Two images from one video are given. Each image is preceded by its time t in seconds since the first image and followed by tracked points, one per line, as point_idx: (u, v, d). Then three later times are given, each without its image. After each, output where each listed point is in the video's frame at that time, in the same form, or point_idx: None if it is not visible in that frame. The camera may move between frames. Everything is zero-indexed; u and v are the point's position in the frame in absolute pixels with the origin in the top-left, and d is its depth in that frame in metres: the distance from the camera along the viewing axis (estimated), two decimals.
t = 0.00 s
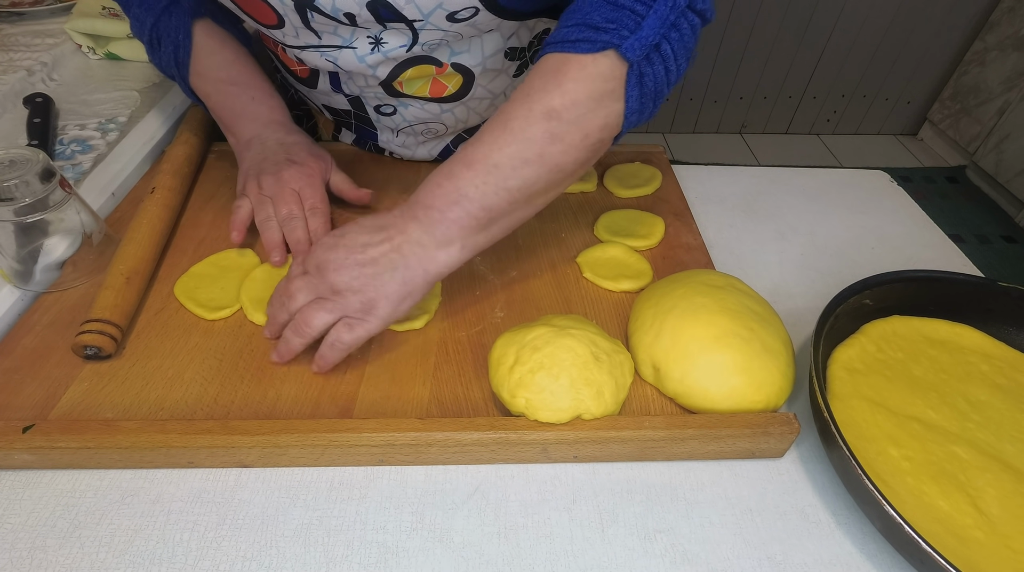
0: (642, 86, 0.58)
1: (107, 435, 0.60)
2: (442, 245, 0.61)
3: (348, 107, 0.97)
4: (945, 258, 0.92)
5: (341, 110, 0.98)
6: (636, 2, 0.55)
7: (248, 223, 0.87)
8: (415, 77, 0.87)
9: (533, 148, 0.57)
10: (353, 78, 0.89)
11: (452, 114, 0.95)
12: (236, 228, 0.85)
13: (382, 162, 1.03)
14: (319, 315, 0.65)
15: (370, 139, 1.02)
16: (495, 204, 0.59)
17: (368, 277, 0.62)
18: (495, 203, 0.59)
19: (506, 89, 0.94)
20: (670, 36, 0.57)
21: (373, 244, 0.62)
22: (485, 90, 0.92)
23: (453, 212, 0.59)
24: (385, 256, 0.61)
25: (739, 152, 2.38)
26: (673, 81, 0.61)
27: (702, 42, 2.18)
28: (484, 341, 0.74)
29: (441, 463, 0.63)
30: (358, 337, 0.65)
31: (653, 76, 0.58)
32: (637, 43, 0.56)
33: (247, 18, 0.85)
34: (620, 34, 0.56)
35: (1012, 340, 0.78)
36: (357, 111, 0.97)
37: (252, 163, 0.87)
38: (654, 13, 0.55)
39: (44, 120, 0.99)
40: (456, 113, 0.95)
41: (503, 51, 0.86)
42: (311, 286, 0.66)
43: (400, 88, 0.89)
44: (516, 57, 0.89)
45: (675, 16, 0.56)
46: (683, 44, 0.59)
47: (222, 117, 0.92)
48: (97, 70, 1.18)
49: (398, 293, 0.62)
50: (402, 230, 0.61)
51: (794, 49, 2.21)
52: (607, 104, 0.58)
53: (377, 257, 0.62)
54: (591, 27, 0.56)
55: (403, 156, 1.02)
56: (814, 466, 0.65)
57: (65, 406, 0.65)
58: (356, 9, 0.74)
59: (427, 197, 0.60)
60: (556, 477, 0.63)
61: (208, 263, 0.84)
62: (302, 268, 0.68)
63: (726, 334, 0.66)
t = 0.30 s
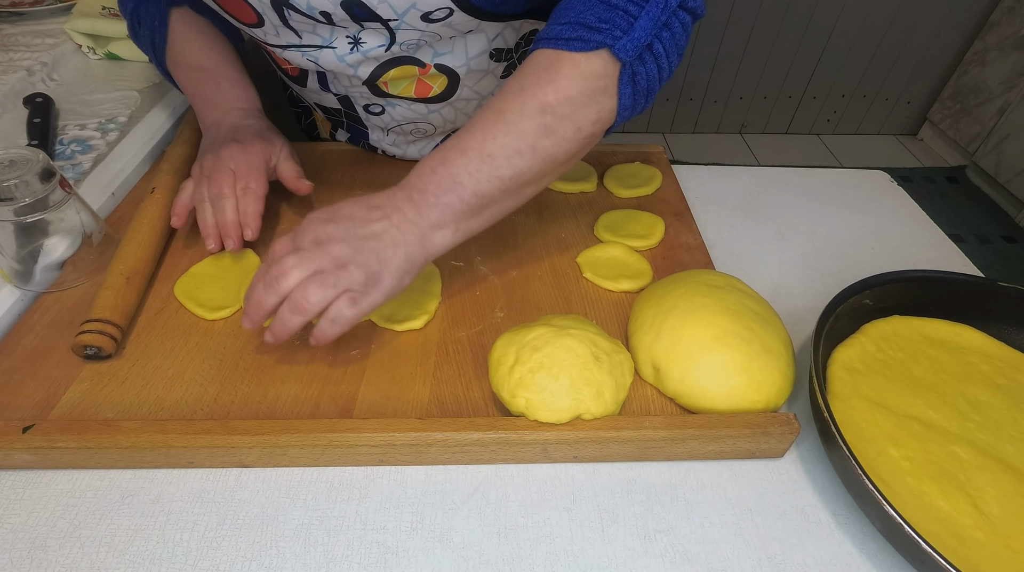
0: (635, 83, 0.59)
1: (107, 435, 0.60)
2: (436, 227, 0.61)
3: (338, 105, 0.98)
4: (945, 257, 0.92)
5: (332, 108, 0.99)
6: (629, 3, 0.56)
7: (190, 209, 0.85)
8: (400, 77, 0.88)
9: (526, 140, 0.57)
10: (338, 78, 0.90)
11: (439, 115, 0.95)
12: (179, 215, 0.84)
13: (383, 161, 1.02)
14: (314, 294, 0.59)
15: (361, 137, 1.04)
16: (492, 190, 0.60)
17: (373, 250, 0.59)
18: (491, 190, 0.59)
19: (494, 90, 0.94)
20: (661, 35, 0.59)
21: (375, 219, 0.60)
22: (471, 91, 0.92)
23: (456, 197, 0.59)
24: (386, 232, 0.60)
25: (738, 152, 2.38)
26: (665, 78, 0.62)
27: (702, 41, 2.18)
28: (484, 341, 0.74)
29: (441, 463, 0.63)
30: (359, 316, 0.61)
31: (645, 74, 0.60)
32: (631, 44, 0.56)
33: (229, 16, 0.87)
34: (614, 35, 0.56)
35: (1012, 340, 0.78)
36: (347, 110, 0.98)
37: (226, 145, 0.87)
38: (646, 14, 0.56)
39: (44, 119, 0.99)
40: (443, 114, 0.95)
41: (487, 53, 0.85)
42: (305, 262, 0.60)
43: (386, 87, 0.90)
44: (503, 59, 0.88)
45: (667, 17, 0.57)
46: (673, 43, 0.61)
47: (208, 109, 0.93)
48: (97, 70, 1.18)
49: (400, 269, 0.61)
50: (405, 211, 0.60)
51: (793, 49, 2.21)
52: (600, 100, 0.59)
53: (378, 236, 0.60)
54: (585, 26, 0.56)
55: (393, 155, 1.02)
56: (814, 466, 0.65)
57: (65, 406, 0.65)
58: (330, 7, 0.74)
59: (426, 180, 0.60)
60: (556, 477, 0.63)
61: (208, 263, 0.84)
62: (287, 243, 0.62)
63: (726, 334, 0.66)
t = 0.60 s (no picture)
0: (597, 88, 0.63)
1: (107, 435, 0.60)
2: (418, 209, 0.73)
3: (330, 105, 0.98)
4: (945, 257, 0.92)
5: (325, 108, 1.00)
6: (591, 14, 0.59)
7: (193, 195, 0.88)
8: (389, 78, 0.88)
9: (494, 133, 0.65)
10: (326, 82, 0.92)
11: (430, 115, 0.95)
12: (190, 205, 0.88)
13: (383, 160, 1.02)
14: (305, 239, 0.69)
15: (355, 137, 1.04)
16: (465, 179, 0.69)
17: (364, 216, 0.72)
18: (464, 178, 0.69)
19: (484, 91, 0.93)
20: (622, 44, 0.61)
21: (369, 191, 0.74)
22: (460, 93, 0.92)
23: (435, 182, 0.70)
24: (374, 203, 0.73)
25: (738, 152, 2.37)
26: (630, 82, 0.65)
27: (702, 41, 2.18)
28: (484, 341, 0.74)
29: (441, 463, 0.63)
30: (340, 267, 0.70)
31: (607, 79, 0.63)
32: (589, 54, 0.60)
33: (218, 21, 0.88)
34: (574, 44, 0.60)
35: (1012, 340, 0.78)
36: (340, 110, 0.98)
37: (213, 123, 0.91)
38: (604, 27, 0.59)
39: (44, 119, 0.99)
40: (433, 115, 0.95)
41: (476, 54, 0.85)
42: (304, 216, 0.72)
43: (376, 88, 0.90)
44: (492, 60, 0.88)
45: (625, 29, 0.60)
46: (637, 52, 0.63)
47: (205, 98, 0.96)
48: (97, 70, 1.18)
49: (383, 235, 0.73)
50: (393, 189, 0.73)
51: (793, 49, 2.21)
52: (564, 100, 0.63)
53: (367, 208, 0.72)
54: (550, 35, 0.60)
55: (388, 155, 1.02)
56: (814, 466, 0.65)
57: (66, 406, 0.65)
58: (312, 11, 0.75)
59: (411, 169, 0.72)
60: (556, 477, 0.63)
61: (208, 263, 0.84)
62: (291, 207, 0.75)
63: (726, 334, 0.66)
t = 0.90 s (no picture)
0: (586, 101, 0.57)
1: (107, 435, 0.60)
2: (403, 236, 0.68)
3: (324, 109, 0.98)
4: (945, 257, 0.92)
5: (320, 112, 1.00)
6: (573, 22, 0.54)
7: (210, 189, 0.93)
8: (380, 85, 0.88)
9: (480, 153, 0.60)
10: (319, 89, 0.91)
11: (423, 120, 0.95)
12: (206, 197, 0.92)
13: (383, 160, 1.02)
14: (277, 258, 0.70)
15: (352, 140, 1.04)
16: (452, 204, 0.64)
17: (340, 240, 0.71)
18: (451, 203, 0.64)
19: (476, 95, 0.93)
20: (609, 51, 0.55)
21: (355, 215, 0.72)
22: (452, 97, 0.92)
23: (420, 208, 0.65)
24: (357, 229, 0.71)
25: (738, 152, 2.37)
26: (625, 93, 0.59)
27: (702, 41, 2.18)
28: (484, 341, 0.74)
29: (441, 463, 0.63)
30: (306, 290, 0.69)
31: (596, 91, 0.57)
32: (572, 63, 0.54)
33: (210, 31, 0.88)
34: (557, 53, 0.54)
35: (1012, 340, 0.78)
36: (335, 114, 0.98)
37: (222, 118, 0.97)
38: (586, 34, 0.54)
39: (44, 119, 0.99)
40: (426, 119, 0.95)
41: (466, 60, 0.85)
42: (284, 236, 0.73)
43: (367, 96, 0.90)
44: (483, 65, 0.87)
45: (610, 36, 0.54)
46: (628, 60, 0.57)
47: (208, 100, 0.99)
48: (97, 70, 1.18)
49: (358, 262, 0.70)
50: (378, 215, 0.69)
51: (793, 49, 2.21)
52: (553, 114, 0.57)
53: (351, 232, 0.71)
54: (532, 46, 0.55)
55: (386, 157, 1.03)
56: (814, 466, 0.65)
57: (66, 406, 0.65)
58: (299, 24, 0.75)
59: (399, 194, 0.67)
60: (556, 477, 0.63)
61: (208, 263, 0.84)
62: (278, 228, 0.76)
63: (726, 334, 0.66)
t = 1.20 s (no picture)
0: (579, 114, 0.54)
1: (107, 435, 0.60)
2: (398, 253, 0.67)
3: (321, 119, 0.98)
4: (944, 258, 0.92)
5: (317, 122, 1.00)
6: (561, 30, 0.52)
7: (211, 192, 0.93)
8: (373, 99, 0.88)
9: (473, 170, 0.59)
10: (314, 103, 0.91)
11: (418, 130, 0.95)
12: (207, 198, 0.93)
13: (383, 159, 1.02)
14: (271, 270, 0.70)
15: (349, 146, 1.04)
16: (447, 224, 0.63)
17: (333, 255, 0.70)
18: (445, 223, 0.62)
19: (471, 106, 0.93)
20: (603, 61, 0.52)
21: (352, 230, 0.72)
22: (447, 108, 0.91)
23: (415, 227, 0.64)
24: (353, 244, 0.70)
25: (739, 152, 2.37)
26: (626, 106, 0.56)
27: (702, 41, 2.18)
28: (484, 340, 0.74)
29: (441, 463, 0.63)
30: (295, 304, 0.69)
31: (591, 105, 0.54)
32: (560, 75, 0.52)
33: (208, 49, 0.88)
34: (546, 65, 0.53)
35: (1012, 340, 0.78)
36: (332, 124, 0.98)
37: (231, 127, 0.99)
38: (574, 43, 0.51)
39: (44, 119, 0.99)
40: (421, 129, 0.95)
41: (458, 73, 0.84)
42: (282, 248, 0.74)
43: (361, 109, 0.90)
44: (476, 77, 0.87)
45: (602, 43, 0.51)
46: (626, 69, 0.53)
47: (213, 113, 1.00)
48: (96, 70, 1.18)
49: (350, 278, 0.69)
50: (375, 232, 0.68)
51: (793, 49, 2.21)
52: (544, 130, 0.55)
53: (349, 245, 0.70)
54: (522, 59, 0.54)
55: (384, 161, 1.03)
56: (814, 466, 0.65)
57: (67, 407, 0.65)
58: (287, 47, 0.75)
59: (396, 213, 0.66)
60: (556, 477, 0.63)
61: (208, 264, 0.84)
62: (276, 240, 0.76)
63: (727, 331, 0.66)
